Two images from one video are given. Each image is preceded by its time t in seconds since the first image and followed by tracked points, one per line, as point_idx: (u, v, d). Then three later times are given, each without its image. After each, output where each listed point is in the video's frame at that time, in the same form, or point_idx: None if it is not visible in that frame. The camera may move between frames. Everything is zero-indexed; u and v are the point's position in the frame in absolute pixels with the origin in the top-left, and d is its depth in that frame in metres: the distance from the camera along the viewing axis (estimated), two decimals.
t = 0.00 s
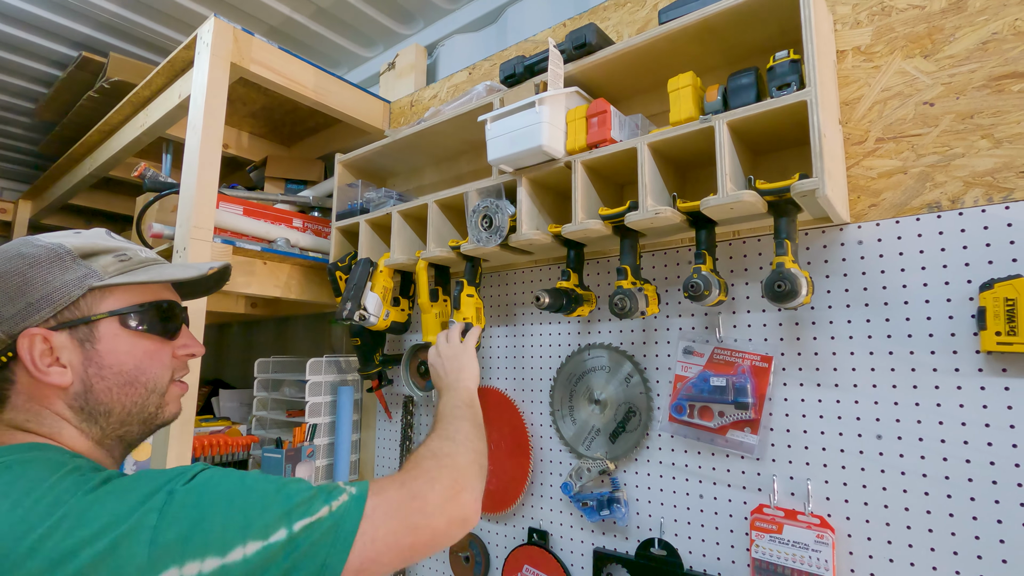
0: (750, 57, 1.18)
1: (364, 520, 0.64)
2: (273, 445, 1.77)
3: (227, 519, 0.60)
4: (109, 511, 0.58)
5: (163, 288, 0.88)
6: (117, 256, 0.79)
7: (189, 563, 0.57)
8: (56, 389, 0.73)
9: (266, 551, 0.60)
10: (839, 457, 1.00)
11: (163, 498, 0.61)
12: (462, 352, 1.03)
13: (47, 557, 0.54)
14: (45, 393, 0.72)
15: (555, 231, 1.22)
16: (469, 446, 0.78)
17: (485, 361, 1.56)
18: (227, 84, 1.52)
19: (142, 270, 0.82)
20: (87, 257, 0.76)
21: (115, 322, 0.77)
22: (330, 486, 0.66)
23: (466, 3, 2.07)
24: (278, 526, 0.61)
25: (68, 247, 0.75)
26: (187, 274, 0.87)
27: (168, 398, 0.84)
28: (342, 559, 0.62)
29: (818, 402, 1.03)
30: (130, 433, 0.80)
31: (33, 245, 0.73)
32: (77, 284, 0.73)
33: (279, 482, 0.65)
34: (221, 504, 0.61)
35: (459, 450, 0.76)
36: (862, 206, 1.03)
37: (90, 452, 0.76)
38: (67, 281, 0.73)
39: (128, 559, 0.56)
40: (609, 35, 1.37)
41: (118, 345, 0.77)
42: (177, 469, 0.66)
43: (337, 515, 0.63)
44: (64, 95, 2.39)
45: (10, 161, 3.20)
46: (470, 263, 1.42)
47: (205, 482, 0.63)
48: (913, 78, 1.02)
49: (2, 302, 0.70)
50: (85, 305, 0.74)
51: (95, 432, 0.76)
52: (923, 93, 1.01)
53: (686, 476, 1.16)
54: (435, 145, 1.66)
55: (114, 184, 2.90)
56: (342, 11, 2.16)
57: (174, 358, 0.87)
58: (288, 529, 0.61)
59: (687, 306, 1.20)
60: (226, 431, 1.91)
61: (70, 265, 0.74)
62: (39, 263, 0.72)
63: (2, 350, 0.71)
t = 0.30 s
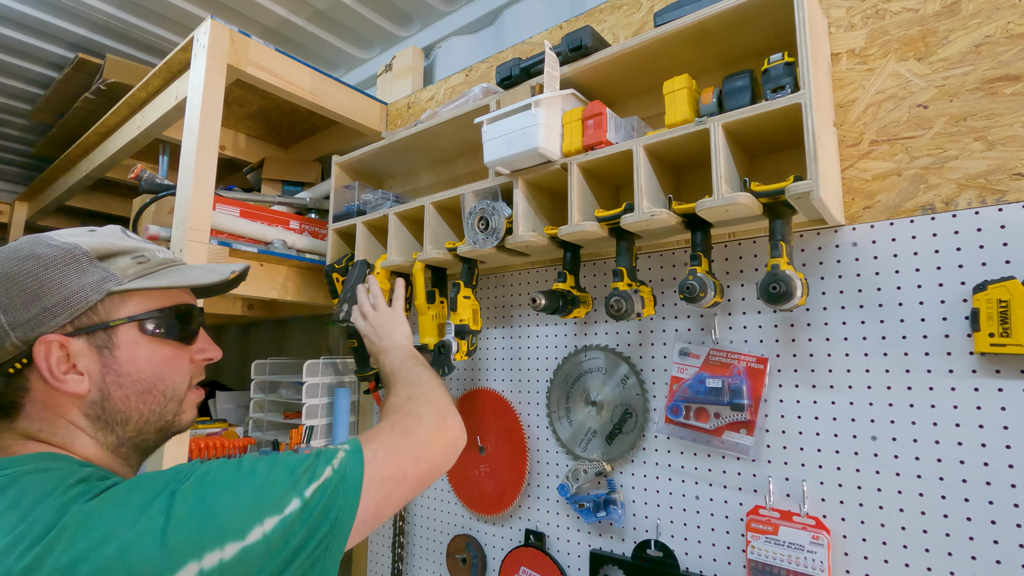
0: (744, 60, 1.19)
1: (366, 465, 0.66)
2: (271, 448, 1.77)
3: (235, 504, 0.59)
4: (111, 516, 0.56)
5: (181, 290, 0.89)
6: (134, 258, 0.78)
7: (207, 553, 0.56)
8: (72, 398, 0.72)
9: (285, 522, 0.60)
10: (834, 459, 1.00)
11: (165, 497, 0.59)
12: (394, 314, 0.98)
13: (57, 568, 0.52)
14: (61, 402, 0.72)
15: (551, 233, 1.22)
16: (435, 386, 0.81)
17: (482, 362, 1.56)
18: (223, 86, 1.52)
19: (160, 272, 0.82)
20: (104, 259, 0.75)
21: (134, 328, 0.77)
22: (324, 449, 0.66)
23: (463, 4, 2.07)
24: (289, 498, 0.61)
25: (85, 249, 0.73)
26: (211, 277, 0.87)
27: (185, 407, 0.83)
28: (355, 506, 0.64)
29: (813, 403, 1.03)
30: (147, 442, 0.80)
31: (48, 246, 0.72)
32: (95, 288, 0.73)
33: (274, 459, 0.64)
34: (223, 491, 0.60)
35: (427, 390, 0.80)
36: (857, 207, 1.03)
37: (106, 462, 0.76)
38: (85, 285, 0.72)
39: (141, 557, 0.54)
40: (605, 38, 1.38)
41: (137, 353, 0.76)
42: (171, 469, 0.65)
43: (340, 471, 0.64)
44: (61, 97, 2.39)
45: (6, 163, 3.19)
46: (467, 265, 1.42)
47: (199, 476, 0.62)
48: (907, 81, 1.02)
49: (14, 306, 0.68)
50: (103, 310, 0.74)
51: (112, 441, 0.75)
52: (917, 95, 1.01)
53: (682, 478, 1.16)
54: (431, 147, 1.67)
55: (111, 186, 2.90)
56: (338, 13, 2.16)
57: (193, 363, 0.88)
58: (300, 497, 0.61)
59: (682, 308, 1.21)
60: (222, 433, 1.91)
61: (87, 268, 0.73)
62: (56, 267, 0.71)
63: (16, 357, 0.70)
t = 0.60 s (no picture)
0: (741, 65, 1.20)
1: (367, 452, 0.68)
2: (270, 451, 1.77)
3: (244, 500, 0.59)
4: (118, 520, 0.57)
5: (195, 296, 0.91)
6: (161, 264, 0.81)
7: (222, 549, 0.56)
8: (99, 403, 0.72)
9: (294, 514, 0.61)
10: (831, 461, 1.01)
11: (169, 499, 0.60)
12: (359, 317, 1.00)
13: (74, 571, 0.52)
14: (86, 409, 0.71)
15: (550, 237, 1.23)
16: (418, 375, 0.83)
17: (481, 364, 1.57)
18: (222, 90, 1.52)
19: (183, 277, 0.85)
20: (133, 263, 0.77)
21: (164, 332, 0.79)
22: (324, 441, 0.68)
23: (461, 8, 2.08)
24: (297, 490, 0.62)
25: (116, 254, 0.74)
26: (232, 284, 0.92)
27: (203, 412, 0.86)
28: (360, 490, 0.66)
29: (810, 406, 1.04)
30: (163, 445, 0.81)
31: (77, 249, 0.71)
32: (132, 294, 0.74)
33: (276, 455, 0.65)
34: (230, 488, 0.60)
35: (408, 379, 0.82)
36: (852, 211, 1.04)
37: (122, 469, 0.75)
38: (121, 291, 0.73)
39: (156, 556, 0.54)
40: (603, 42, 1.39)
41: (167, 356, 0.79)
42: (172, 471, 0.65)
43: (343, 460, 0.66)
44: (59, 100, 2.39)
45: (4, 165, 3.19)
46: (465, 268, 1.43)
47: (201, 476, 0.62)
48: (901, 86, 1.03)
49: (47, 310, 0.67)
50: (137, 315, 0.76)
51: (130, 446, 0.75)
52: (912, 100, 1.02)
53: (680, 480, 1.16)
54: (429, 150, 1.67)
55: (109, 189, 2.89)
56: (337, 17, 2.17)
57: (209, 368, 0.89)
58: (308, 487, 0.62)
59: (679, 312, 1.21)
60: (221, 436, 1.91)
61: (121, 273, 0.74)
62: (91, 272, 0.70)
63: (46, 362, 0.69)
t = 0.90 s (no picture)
0: (737, 69, 1.20)
1: (363, 505, 0.58)
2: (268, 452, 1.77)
3: (206, 541, 0.54)
4: (72, 553, 0.52)
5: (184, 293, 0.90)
6: (158, 262, 0.80)
7: None
8: (111, 400, 0.71)
9: (259, 569, 0.54)
10: (827, 462, 1.01)
11: (136, 530, 0.55)
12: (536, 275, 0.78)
13: None
14: (94, 407, 0.70)
15: (547, 239, 1.23)
16: (498, 398, 0.67)
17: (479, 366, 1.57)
18: (220, 92, 1.53)
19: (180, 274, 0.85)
20: (135, 262, 0.76)
21: (172, 327, 0.81)
22: (319, 478, 0.59)
23: (459, 12, 2.09)
24: (266, 542, 0.55)
25: (121, 253, 0.74)
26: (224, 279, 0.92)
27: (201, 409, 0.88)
28: (344, 555, 0.56)
29: (806, 408, 1.05)
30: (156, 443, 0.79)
31: (81, 249, 0.70)
32: (142, 291, 0.74)
33: (262, 489, 0.59)
34: (198, 526, 0.55)
35: (480, 401, 0.66)
36: (848, 214, 1.05)
37: (118, 468, 0.73)
38: (131, 289, 0.73)
39: None
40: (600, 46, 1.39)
41: (173, 351, 0.80)
42: (153, 491, 0.60)
43: (330, 513, 0.57)
44: (57, 102, 2.39)
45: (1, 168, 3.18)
46: (463, 270, 1.43)
47: (181, 505, 0.57)
48: (896, 90, 1.04)
49: (65, 310, 0.66)
50: (146, 312, 0.77)
51: (132, 443, 0.74)
52: (906, 104, 1.03)
53: (678, 482, 1.17)
54: (428, 153, 1.68)
55: (106, 191, 2.89)
56: (336, 20, 2.17)
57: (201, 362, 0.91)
58: (278, 542, 0.55)
59: (676, 314, 1.22)
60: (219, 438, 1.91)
61: (127, 271, 0.74)
62: (100, 271, 0.70)
63: (63, 362, 0.67)
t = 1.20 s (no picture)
0: (732, 72, 1.21)
1: (342, 541, 0.55)
2: (264, 454, 1.76)
3: (176, 568, 0.52)
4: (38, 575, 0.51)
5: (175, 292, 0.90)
6: (135, 261, 0.78)
7: None
8: (82, 407, 0.70)
9: None
10: (822, 463, 1.02)
11: (106, 553, 0.53)
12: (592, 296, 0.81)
13: None
14: (69, 413, 0.69)
15: (543, 241, 1.23)
16: (510, 435, 0.64)
17: (475, 368, 1.57)
18: (217, 95, 1.53)
19: (161, 273, 0.82)
20: (106, 263, 0.74)
21: (145, 330, 0.78)
22: (301, 506, 0.57)
23: (456, 14, 2.09)
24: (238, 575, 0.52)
25: (88, 254, 0.71)
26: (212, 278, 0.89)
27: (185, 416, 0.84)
28: None
29: (801, 409, 1.05)
30: (148, 451, 0.79)
31: (47, 253, 0.69)
32: (108, 293, 0.71)
33: (241, 513, 0.57)
34: (170, 552, 0.53)
35: (488, 435, 0.63)
36: (842, 216, 1.06)
37: (101, 478, 0.73)
38: (96, 291, 0.70)
39: None
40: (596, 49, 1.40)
41: (151, 355, 0.78)
42: (132, 510, 0.58)
43: (307, 547, 0.54)
44: (53, 104, 2.39)
45: None
46: (460, 272, 1.43)
47: (156, 529, 0.55)
48: (890, 93, 1.05)
49: (21, 318, 0.64)
50: (115, 316, 0.74)
51: (112, 452, 0.73)
52: (900, 107, 1.03)
53: (673, 483, 1.17)
54: (425, 155, 1.68)
55: (102, 193, 2.88)
56: (333, 22, 2.18)
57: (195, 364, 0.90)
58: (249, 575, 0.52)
59: (672, 316, 1.22)
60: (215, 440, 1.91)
61: (95, 273, 0.71)
62: (62, 274, 0.68)
63: (26, 370, 0.66)
